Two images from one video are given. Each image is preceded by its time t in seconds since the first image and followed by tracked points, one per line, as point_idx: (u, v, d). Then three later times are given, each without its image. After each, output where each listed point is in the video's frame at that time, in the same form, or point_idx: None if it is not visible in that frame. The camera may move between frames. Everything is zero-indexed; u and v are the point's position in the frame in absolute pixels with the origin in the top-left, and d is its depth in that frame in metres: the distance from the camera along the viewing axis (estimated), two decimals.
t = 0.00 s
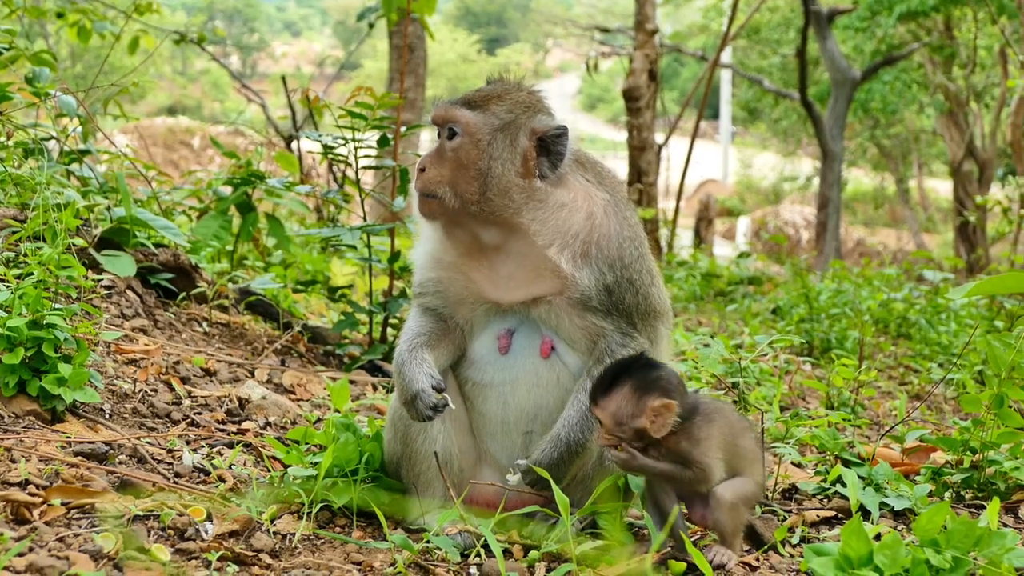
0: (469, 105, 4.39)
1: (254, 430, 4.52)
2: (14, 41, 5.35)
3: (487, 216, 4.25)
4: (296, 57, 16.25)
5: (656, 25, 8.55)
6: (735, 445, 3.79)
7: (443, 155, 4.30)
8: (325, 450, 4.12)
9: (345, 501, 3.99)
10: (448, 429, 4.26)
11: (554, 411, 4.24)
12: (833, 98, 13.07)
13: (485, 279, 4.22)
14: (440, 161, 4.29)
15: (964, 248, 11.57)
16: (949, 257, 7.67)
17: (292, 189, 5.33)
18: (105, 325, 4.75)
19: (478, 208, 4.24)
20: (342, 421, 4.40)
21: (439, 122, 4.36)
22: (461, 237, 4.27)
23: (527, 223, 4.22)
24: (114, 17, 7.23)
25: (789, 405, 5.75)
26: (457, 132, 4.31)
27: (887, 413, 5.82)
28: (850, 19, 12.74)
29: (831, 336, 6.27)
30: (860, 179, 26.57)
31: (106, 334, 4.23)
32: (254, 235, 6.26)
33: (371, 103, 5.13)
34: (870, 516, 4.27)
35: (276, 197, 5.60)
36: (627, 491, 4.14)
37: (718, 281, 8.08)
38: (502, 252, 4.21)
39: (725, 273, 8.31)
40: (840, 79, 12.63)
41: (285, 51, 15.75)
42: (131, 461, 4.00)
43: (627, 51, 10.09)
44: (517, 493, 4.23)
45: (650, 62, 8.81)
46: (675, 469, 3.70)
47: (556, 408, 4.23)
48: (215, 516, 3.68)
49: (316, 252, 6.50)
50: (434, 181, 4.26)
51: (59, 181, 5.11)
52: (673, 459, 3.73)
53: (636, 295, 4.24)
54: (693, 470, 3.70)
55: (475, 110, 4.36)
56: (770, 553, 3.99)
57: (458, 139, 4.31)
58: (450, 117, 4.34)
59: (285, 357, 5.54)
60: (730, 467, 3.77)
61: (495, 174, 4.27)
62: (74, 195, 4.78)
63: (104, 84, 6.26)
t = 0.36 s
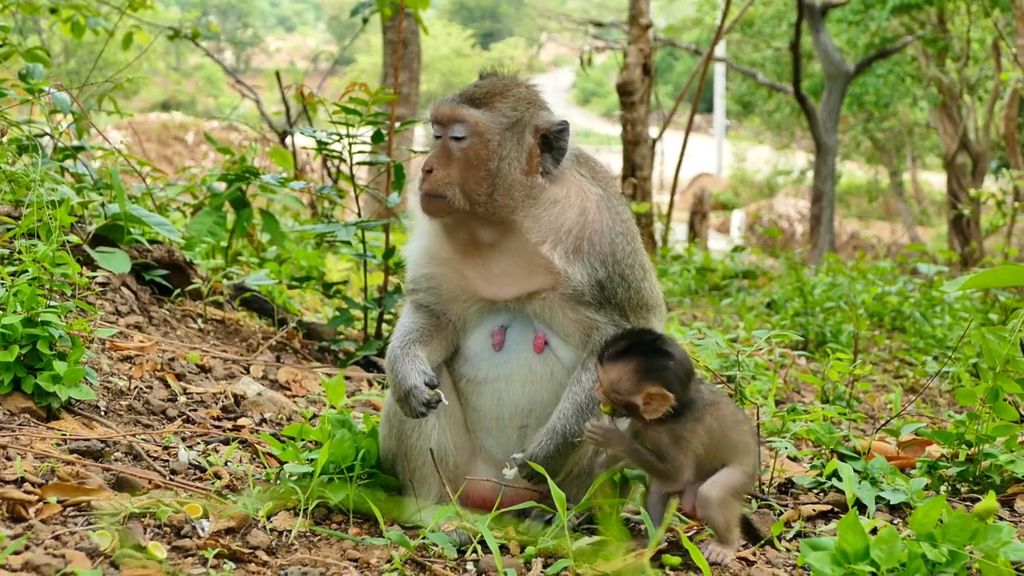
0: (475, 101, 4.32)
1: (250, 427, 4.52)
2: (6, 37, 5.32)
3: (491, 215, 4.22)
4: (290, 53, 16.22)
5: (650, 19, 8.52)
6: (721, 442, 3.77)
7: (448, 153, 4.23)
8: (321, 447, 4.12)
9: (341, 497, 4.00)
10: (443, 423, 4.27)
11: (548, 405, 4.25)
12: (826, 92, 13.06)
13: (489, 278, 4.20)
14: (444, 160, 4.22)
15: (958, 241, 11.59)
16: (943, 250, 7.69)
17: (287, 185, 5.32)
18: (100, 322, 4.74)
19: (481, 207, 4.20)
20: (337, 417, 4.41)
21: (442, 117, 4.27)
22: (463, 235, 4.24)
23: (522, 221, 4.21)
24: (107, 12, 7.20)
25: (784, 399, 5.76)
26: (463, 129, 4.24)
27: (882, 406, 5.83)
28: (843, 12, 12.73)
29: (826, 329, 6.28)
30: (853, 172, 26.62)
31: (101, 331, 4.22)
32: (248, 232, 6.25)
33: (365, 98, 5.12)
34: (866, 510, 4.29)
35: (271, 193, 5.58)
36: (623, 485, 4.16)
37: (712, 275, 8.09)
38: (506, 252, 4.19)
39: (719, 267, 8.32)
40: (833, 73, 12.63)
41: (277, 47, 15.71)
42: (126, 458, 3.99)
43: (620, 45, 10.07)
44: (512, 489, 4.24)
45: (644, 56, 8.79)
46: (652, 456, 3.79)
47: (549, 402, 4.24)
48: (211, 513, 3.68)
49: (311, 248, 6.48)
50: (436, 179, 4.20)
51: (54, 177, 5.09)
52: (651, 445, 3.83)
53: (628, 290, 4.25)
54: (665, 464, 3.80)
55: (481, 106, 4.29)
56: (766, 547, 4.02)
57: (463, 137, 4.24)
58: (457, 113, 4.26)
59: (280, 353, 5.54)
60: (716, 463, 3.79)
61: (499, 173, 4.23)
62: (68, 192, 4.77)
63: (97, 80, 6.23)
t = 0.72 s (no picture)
0: (587, 148, 4.04)
1: (245, 426, 4.52)
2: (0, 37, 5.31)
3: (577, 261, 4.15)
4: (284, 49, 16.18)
5: (644, 16, 8.50)
6: (699, 415, 3.83)
7: (568, 208, 4.00)
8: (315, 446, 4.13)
9: (335, 497, 4.02)
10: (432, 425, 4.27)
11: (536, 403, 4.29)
12: (820, 88, 13.07)
13: (552, 313, 4.20)
14: (569, 218, 3.99)
15: (952, 237, 11.61)
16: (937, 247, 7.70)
17: (282, 184, 5.31)
18: (94, 321, 4.74)
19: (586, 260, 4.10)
20: (331, 416, 4.42)
21: (566, 169, 3.97)
22: (555, 281, 4.12)
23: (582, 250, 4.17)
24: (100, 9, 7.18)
25: (778, 397, 5.78)
26: (584, 185, 4.00)
27: (876, 404, 5.85)
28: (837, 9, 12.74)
29: (820, 326, 6.30)
30: (846, 166, 26.62)
31: (95, 330, 4.22)
32: (243, 229, 6.25)
33: (359, 96, 5.11)
34: (860, 509, 4.32)
35: (265, 190, 5.57)
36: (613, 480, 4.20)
37: (706, 272, 8.10)
38: (585, 294, 4.18)
39: (713, 264, 8.34)
40: (827, 69, 12.63)
41: (271, 42, 15.69)
42: (120, 458, 3.99)
43: (614, 41, 10.06)
44: (506, 489, 4.22)
45: (639, 53, 8.75)
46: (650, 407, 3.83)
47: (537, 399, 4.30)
48: (205, 513, 3.68)
49: (305, 245, 6.48)
50: (557, 237, 3.99)
51: (48, 176, 5.08)
52: (648, 396, 3.88)
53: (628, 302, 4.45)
54: (661, 414, 3.83)
55: (596, 155, 4.03)
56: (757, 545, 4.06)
57: (578, 193, 4.01)
58: (580, 167, 3.99)
59: (274, 351, 5.54)
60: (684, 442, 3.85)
61: (600, 224, 4.12)
62: (62, 190, 4.76)
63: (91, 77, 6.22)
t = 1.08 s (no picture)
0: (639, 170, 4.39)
1: (238, 425, 4.52)
2: None
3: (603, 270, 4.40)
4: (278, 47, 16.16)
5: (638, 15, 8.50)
6: (683, 397, 3.94)
7: (622, 220, 4.28)
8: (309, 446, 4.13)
9: (329, 496, 4.03)
10: (424, 425, 4.27)
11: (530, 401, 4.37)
12: (814, 86, 13.08)
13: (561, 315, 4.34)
14: (623, 230, 4.27)
15: (946, 235, 11.63)
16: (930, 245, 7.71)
17: (275, 183, 5.31)
18: (88, 320, 4.74)
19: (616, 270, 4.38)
20: (324, 415, 4.42)
21: (631, 184, 4.27)
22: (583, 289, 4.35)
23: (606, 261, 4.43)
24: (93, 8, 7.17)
25: (771, 396, 5.80)
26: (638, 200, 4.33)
27: (869, 403, 5.87)
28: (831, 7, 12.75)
29: (814, 325, 6.31)
30: (840, 164, 26.64)
31: (89, 330, 4.23)
32: (237, 228, 6.25)
33: (353, 95, 5.11)
34: (853, 508, 4.34)
35: (258, 189, 5.57)
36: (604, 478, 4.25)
37: (700, 271, 8.12)
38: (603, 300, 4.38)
39: (707, 262, 8.35)
40: (820, 68, 12.65)
41: (264, 41, 15.67)
42: (114, 458, 3.99)
43: (608, 40, 10.06)
44: (499, 489, 4.27)
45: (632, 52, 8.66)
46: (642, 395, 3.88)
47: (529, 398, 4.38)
48: (199, 513, 3.69)
49: (299, 244, 6.49)
50: (612, 247, 4.26)
51: (41, 175, 5.08)
52: (637, 383, 3.94)
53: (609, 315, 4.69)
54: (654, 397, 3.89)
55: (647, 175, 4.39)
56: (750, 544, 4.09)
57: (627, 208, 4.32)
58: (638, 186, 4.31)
59: (268, 350, 5.54)
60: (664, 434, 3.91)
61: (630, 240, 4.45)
62: (56, 190, 4.75)
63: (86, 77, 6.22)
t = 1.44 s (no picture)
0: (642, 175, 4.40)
1: (231, 423, 4.52)
2: None
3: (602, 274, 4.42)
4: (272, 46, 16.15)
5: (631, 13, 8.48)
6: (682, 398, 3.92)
7: (624, 225, 4.29)
8: (301, 443, 4.14)
9: (321, 493, 4.03)
10: (414, 419, 4.25)
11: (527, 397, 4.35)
12: (807, 86, 13.10)
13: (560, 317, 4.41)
14: (625, 234, 4.29)
15: (938, 235, 11.65)
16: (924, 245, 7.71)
17: (268, 181, 5.31)
18: (81, 317, 4.73)
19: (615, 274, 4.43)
20: (317, 413, 4.43)
21: (634, 190, 4.28)
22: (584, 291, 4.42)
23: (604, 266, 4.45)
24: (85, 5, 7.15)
25: (764, 395, 5.82)
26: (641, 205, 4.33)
27: (861, 402, 5.89)
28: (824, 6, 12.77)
29: (807, 324, 6.32)
30: (832, 165, 26.69)
31: (82, 327, 4.22)
32: (229, 226, 6.25)
33: (346, 93, 5.12)
34: (846, 506, 4.34)
35: (252, 187, 5.57)
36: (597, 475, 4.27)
37: (694, 270, 8.14)
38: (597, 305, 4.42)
39: (700, 262, 8.37)
40: (813, 67, 12.67)
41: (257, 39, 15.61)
42: (107, 455, 3.98)
43: (602, 40, 10.07)
44: (492, 486, 4.31)
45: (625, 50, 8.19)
46: (640, 413, 3.85)
47: (525, 394, 4.33)
48: (192, 510, 3.68)
49: (292, 242, 6.49)
50: (613, 250, 4.28)
51: (34, 173, 5.07)
52: (637, 401, 3.86)
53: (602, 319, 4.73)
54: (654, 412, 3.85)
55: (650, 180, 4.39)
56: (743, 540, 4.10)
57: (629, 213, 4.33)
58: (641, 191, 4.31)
59: (260, 348, 5.54)
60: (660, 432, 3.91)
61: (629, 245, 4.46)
62: (49, 187, 4.74)
63: (79, 75, 6.21)
